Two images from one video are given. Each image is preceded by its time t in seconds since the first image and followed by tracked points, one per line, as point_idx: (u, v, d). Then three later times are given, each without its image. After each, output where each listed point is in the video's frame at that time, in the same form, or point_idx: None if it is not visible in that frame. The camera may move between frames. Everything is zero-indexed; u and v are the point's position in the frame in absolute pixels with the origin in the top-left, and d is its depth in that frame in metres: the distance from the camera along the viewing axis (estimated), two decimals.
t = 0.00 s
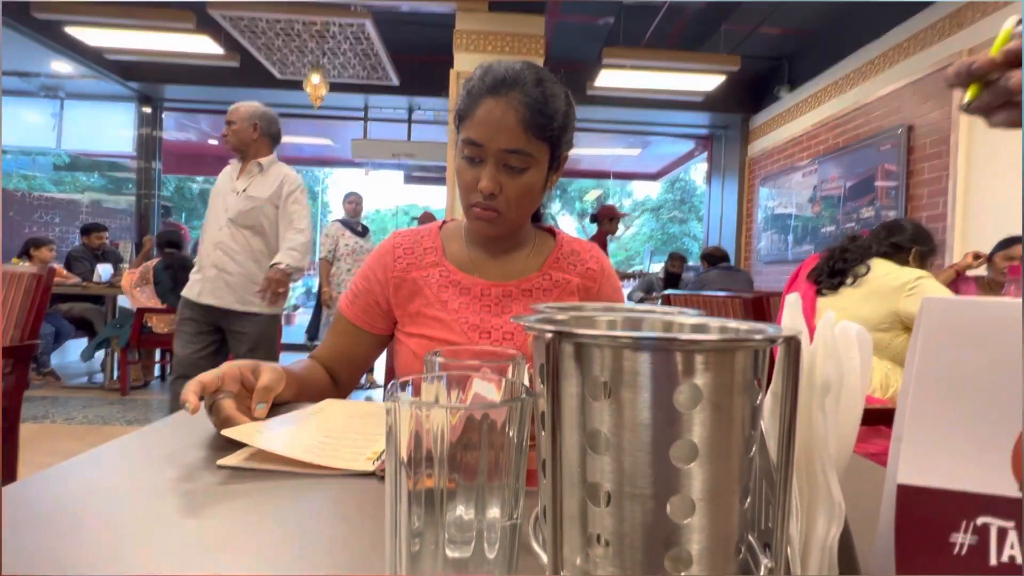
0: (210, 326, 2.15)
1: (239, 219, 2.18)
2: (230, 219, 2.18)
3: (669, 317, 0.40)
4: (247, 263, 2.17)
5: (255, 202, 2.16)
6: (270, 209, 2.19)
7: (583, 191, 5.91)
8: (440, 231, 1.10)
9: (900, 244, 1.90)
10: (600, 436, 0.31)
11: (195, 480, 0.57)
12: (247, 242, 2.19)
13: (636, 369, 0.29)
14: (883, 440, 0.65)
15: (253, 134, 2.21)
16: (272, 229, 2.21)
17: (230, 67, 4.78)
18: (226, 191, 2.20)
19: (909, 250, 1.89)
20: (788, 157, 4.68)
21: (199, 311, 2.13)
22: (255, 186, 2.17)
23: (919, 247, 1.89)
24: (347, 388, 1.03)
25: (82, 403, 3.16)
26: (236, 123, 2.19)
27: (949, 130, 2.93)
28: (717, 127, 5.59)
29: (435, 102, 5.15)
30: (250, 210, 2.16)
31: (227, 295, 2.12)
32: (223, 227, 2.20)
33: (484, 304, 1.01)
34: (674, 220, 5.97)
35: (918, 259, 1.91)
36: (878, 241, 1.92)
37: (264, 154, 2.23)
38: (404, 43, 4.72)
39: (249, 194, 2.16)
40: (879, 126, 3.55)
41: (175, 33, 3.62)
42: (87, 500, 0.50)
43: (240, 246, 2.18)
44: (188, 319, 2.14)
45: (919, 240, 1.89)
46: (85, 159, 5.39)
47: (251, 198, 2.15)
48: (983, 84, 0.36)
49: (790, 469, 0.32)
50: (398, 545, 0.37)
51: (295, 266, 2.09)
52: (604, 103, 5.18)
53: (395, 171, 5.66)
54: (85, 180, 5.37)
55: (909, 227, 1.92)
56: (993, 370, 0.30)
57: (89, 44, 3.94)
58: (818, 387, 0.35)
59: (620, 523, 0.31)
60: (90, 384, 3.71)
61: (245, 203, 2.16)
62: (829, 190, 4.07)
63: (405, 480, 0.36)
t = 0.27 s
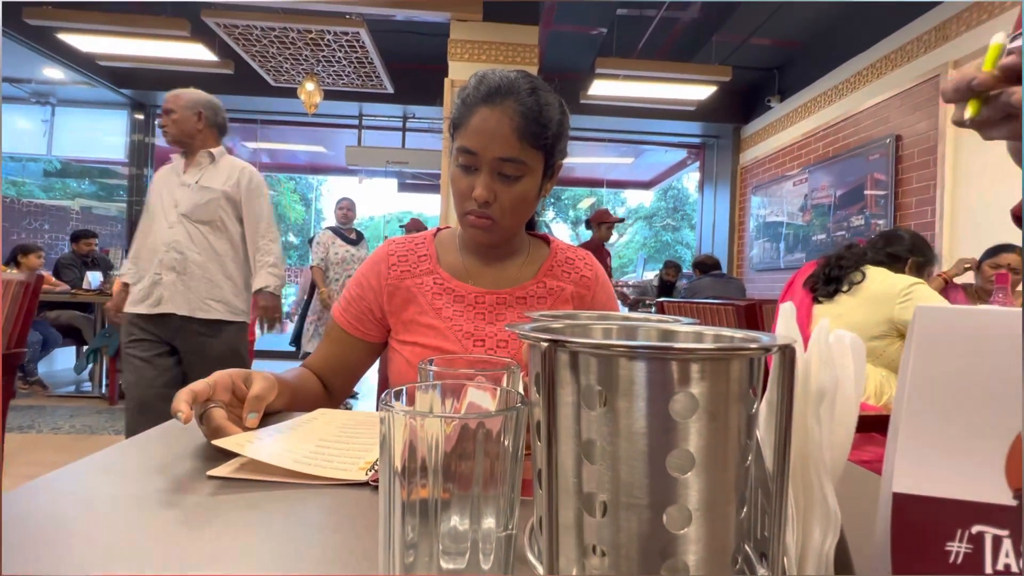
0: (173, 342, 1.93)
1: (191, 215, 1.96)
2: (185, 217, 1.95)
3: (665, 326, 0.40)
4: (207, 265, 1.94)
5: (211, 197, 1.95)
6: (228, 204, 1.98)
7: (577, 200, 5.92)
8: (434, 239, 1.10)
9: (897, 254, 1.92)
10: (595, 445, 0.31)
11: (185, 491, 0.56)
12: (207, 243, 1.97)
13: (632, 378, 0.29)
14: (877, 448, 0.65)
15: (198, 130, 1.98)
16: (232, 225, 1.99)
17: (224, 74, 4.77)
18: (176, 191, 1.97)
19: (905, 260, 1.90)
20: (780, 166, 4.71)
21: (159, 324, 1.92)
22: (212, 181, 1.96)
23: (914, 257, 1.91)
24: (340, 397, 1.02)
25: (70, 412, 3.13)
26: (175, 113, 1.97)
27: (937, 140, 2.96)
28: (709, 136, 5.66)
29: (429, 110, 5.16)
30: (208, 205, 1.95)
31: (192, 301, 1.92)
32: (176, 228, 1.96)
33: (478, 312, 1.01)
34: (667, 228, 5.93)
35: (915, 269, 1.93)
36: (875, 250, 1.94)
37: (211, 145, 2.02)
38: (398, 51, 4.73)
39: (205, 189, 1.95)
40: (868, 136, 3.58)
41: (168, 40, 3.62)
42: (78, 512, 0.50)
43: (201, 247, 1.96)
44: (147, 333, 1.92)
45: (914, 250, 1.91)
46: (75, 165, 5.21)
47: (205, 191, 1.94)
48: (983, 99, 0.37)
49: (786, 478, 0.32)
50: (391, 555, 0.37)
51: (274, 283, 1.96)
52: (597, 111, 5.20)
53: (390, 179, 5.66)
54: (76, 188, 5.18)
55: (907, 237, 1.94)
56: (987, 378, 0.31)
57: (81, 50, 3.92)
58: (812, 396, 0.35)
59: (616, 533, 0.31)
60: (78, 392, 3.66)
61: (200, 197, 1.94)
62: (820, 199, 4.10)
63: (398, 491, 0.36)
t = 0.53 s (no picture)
0: (132, 349, 1.66)
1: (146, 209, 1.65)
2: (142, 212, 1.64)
3: (664, 330, 0.40)
4: (163, 265, 1.64)
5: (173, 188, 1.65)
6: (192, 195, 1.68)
7: (576, 203, 5.92)
8: (433, 242, 1.10)
9: (898, 260, 1.93)
10: (595, 450, 0.31)
11: (184, 495, 0.56)
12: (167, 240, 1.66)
13: (632, 384, 0.29)
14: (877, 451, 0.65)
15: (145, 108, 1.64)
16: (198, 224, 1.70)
17: (223, 77, 4.78)
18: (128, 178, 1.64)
19: (907, 266, 1.90)
20: (777, 169, 4.73)
21: (115, 331, 1.64)
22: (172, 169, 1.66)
23: (916, 262, 1.91)
24: (339, 400, 1.02)
25: (68, 415, 3.12)
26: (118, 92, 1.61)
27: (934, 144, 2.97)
28: (707, 140, 5.68)
29: (428, 114, 5.17)
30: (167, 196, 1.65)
31: (148, 307, 1.63)
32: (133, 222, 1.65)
33: (477, 316, 1.01)
34: (666, 232, 6.00)
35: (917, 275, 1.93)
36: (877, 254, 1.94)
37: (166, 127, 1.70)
38: (397, 55, 4.74)
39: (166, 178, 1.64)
40: (865, 140, 3.60)
41: (167, 44, 3.62)
42: (78, 516, 0.50)
43: (160, 246, 1.66)
44: (105, 340, 1.66)
45: (916, 255, 1.91)
46: (74, 168, 5.33)
47: (163, 181, 1.64)
48: (988, 97, 0.37)
49: (785, 482, 0.32)
50: (392, 559, 0.37)
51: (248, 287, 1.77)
52: (595, 115, 5.21)
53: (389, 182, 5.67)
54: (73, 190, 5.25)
55: (909, 243, 1.94)
56: (986, 382, 0.31)
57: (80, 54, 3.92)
58: (811, 401, 0.35)
59: (616, 538, 0.31)
60: (76, 395, 3.66)
61: (158, 188, 1.64)
62: (817, 203, 4.12)
63: (398, 495, 0.36)
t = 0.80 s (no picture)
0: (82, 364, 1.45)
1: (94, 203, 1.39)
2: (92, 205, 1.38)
3: (666, 333, 0.40)
4: (107, 269, 1.40)
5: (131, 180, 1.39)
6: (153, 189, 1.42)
7: (576, 204, 5.93)
8: (434, 243, 1.10)
9: (899, 262, 1.93)
10: (598, 453, 0.31)
11: (184, 496, 0.56)
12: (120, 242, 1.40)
13: (634, 386, 0.29)
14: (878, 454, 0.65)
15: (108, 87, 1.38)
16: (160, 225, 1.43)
17: (223, 78, 4.78)
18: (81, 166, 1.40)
19: (907, 268, 1.91)
20: (778, 171, 4.73)
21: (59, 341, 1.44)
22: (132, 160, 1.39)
23: (917, 264, 1.91)
24: (339, 402, 1.02)
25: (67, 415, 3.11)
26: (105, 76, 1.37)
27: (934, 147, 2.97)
28: (707, 142, 5.67)
29: (428, 115, 5.17)
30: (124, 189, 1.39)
31: (95, 317, 1.40)
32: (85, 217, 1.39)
33: (478, 317, 1.01)
34: (666, 233, 6.04)
35: (918, 276, 1.94)
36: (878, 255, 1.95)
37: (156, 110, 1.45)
38: (397, 56, 4.75)
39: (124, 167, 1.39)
40: (865, 142, 3.60)
41: (167, 43, 3.61)
42: (80, 516, 0.50)
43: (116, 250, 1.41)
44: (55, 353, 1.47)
45: (916, 258, 1.91)
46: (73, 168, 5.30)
47: (118, 171, 1.39)
48: (960, 105, 0.38)
49: (787, 485, 0.32)
50: (393, 562, 0.37)
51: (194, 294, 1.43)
52: (596, 117, 5.21)
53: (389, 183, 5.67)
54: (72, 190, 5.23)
55: (910, 244, 1.95)
56: (987, 386, 0.31)
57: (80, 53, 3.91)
58: (813, 404, 0.35)
59: (619, 541, 0.31)
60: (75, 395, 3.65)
61: (115, 178, 1.39)
62: (817, 204, 4.12)
63: (400, 498, 0.36)
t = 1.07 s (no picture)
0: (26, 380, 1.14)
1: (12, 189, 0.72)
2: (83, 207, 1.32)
3: (664, 327, 0.40)
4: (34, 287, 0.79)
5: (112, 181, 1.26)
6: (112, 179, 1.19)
7: (575, 199, 5.94)
8: (433, 238, 1.10)
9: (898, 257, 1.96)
10: (594, 446, 0.31)
11: (185, 489, 0.57)
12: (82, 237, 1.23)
13: (630, 380, 0.29)
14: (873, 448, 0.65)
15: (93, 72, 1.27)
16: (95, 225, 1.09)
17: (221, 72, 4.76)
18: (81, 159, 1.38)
19: (905, 263, 1.92)
20: (777, 166, 4.73)
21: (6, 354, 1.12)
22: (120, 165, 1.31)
23: (917, 259, 1.93)
24: (339, 396, 1.03)
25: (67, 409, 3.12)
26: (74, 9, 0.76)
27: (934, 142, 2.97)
28: (707, 137, 5.63)
29: (428, 109, 5.16)
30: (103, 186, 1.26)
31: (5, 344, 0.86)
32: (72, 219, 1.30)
33: (477, 312, 1.02)
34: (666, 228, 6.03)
35: (917, 271, 1.94)
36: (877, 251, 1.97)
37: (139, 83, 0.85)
38: (397, 50, 4.73)
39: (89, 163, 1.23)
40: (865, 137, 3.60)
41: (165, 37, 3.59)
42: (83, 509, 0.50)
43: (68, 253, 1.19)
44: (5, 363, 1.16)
45: (917, 252, 1.93)
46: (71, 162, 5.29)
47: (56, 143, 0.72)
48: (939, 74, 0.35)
49: (781, 478, 0.33)
50: (391, 555, 0.37)
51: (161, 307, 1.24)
52: (595, 111, 5.19)
53: (388, 177, 5.67)
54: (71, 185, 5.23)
55: (910, 238, 1.96)
56: (981, 380, 0.31)
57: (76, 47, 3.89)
58: (808, 397, 0.36)
59: (615, 534, 0.31)
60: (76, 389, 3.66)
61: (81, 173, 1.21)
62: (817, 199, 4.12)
63: (399, 491, 0.36)
